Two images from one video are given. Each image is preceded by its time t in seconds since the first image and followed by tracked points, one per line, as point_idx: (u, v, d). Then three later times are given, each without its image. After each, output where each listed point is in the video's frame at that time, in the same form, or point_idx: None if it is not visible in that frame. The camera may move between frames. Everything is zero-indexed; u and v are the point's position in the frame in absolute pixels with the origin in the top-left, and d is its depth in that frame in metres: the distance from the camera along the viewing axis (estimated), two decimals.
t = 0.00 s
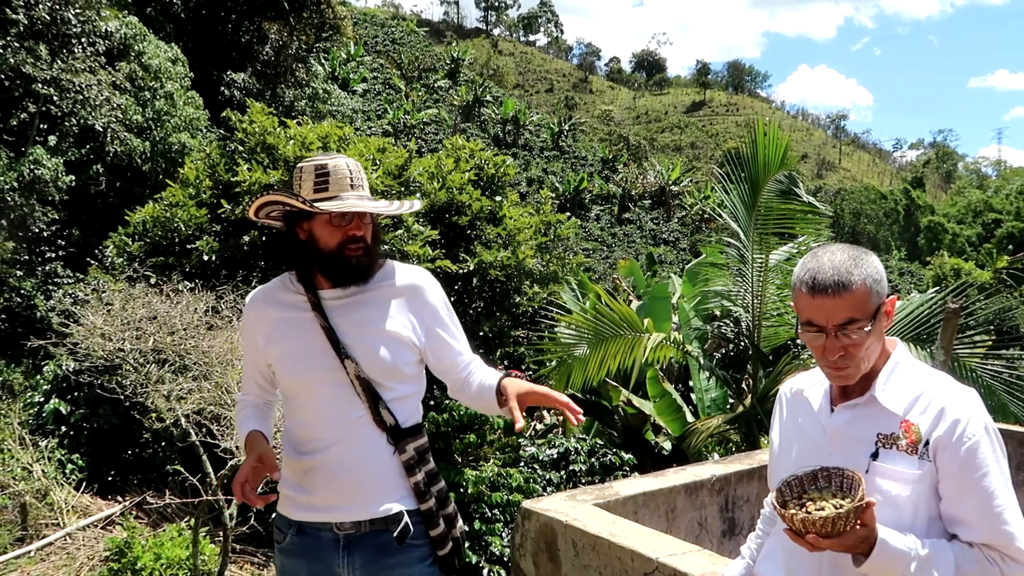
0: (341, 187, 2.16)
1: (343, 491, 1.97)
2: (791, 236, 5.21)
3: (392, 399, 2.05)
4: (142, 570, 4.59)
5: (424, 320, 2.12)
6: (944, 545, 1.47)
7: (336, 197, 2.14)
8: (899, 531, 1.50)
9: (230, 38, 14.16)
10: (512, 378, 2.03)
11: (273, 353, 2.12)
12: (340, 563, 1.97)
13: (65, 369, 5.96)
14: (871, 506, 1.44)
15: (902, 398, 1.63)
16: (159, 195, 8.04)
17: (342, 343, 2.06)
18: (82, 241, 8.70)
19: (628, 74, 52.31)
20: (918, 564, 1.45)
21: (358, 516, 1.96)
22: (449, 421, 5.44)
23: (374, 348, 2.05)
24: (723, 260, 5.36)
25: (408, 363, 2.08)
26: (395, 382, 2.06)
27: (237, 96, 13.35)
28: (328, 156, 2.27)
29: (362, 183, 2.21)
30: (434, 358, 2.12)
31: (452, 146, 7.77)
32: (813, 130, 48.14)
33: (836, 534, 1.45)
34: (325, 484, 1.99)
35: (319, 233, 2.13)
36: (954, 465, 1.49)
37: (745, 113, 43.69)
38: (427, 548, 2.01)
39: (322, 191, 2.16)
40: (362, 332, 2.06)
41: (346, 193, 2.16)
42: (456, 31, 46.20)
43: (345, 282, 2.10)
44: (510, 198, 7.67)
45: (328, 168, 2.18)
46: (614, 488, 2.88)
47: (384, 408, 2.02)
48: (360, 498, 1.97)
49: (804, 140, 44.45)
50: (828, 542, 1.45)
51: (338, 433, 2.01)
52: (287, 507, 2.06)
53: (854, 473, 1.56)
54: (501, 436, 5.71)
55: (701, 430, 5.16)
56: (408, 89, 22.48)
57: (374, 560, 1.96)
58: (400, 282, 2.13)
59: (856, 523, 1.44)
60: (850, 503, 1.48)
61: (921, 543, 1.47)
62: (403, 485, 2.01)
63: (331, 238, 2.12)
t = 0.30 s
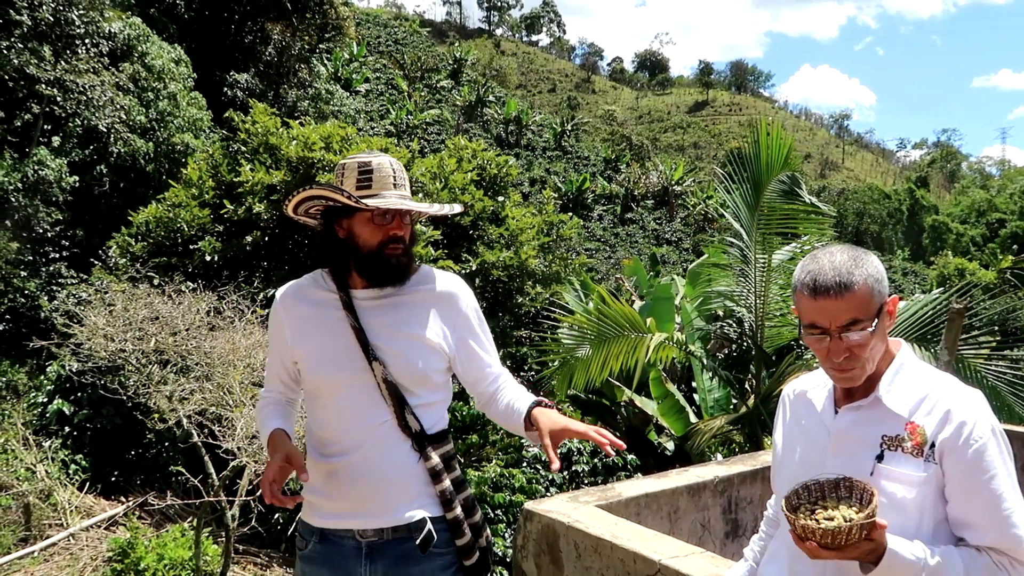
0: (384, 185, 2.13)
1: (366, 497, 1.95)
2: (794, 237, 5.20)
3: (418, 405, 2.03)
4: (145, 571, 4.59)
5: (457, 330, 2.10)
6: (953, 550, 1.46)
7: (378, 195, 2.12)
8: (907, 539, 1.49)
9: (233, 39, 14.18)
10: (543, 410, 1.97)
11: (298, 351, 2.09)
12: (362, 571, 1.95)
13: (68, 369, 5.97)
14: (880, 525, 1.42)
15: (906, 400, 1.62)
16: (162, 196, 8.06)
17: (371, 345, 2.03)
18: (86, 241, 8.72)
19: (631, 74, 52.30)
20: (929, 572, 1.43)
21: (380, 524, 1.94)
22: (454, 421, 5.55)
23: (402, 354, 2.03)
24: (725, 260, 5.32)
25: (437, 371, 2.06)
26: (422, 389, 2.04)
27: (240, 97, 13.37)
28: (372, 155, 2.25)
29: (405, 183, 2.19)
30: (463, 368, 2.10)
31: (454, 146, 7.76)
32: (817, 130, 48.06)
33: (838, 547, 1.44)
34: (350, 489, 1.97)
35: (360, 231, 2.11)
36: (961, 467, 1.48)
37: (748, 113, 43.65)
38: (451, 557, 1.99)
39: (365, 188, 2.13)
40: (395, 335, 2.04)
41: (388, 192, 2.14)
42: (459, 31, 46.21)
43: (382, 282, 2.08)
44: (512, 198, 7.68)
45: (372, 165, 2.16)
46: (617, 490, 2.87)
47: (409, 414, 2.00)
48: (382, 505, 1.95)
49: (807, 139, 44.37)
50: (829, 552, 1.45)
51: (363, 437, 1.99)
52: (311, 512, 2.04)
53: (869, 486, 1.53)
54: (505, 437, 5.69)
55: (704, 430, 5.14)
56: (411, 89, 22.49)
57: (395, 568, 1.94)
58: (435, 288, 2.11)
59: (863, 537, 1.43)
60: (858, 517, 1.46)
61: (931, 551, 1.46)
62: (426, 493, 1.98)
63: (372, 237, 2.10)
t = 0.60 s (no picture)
0: (398, 175, 2.06)
1: (378, 493, 1.93)
2: (788, 231, 5.21)
3: (433, 400, 1.97)
4: (137, 565, 4.57)
5: (478, 319, 2.03)
6: (944, 545, 1.47)
7: (392, 186, 2.05)
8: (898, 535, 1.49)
9: (227, 32, 14.10)
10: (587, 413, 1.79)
11: (313, 342, 2.05)
12: (371, 569, 1.93)
13: (59, 363, 5.93)
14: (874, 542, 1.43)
15: (898, 394, 1.62)
16: (154, 189, 8.01)
17: (386, 337, 1.99)
18: (78, 234, 8.67)
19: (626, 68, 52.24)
20: (920, 569, 1.44)
21: (391, 520, 1.92)
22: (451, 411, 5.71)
23: (418, 346, 1.98)
24: (720, 254, 5.37)
25: (454, 363, 2.00)
26: (439, 381, 1.99)
27: (234, 90, 13.29)
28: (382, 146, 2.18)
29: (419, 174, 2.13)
30: (488, 357, 2.01)
31: (448, 139, 7.74)
32: (811, 125, 48.12)
33: (830, 554, 1.43)
34: (364, 484, 1.95)
35: (373, 222, 2.09)
36: (953, 461, 1.48)
37: (742, 108, 43.67)
38: (463, 558, 1.97)
39: (378, 179, 2.06)
40: (411, 325, 1.99)
41: (402, 182, 2.07)
42: (454, 25, 46.04)
43: (395, 273, 2.04)
44: (506, 192, 7.67)
45: (384, 156, 2.09)
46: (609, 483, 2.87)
47: (423, 409, 1.94)
48: (394, 503, 1.92)
49: (801, 135, 44.41)
50: (816, 558, 1.44)
51: (376, 432, 1.95)
52: (325, 506, 2.03)
53: (866, 496, 1.51)
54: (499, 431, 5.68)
55: (697, 425, 5.12)
56: (405, 84, 22.40)
57: (405, 567, 1.92)
58: (453, 277, 2.04)
59: (855, 545, 1.42)
60: (853, 528, 1.45)
61: (923, 547, 1.46)
62: (440, 490, 1.94)
63: (385, 227, 2.07)
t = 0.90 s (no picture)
0: (410, 195, 2.05)
1: (383, 492, 1.92)
2: (785, 228, 5.22)
3: (439, 402, 1.95)
4: (135, 564, 4.58)
5: (489, 317, 1.99)
6: (940, 544, 1.47)
7: (404, 206, 2.03)
8: (895, 535, 1.49)
9: (224, 30, 14.04)
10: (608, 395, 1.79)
11: (324, 341, 2.06)
12: (376, 565, 1.92)
13: (57, 363, 5.93)
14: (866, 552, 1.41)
15: (893, 392, 1.62)
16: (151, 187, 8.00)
17: (393, 338, 1.98)
18: (76, 234, 8.66)
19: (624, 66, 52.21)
20: (916, 570, 1.44)
21: (395, 520, 1.91)
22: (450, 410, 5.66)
23: (425, 348, 1.96)
24: (719, 252, 5.39)
25: (461, 363, 1.97)
26: (446, 383, 1.97)
27: (231, 88, 13.24)
28: (399, 150, 2.13)
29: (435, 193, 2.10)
30: (504, 354, 1.96)
31: (446, 137, 7.73)
32: (809, 122, 48.13)
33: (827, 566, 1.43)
34: (370, 483, 1.94)
35: (383, 236, 2.01)
36: (947, 459, 1.48)
37: (740, 105, 43.67)
38: (468, 559, 1.93)
39: (390, 195, 2.05)
40: (420, 328, 1.97)
41: (415, 201, 2.05)
42: (451, 22, 45.97)
43: (402, 283, 2.00)
44: (504, 190, 7.67)
45: (399, 170, 2.06)
46: (607, 482, 2.87)
47: (428, 411, 1.93)
48: (399, 503, 1.91)
49: (799, 132, 44.41)
50: (814, 571, 1.45)
51: (383, 432, 1.95)
52: (333, 502, 2.03)
53: (862, 507, 1.50)
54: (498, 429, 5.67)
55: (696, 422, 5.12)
56: (403, 82, 22.35)
57: (408, 566, 1.91)
58: (463, 277, 2.01)
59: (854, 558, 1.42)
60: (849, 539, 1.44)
61: (919, 547, 1.46)
62: (446, 491, 1.93)
63: (395, 242, 1.99)
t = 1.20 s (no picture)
0: (409, 188, 2.04)
1: (376, 491, 1.92)
2: (782, 227, 5.23)
3: (432, 403, 1.94)
4: (131, 563, 4.57)
5: (484, 322, 1.98)
6: (934, 543, 1.47)
7: (402, 198, 2.03)
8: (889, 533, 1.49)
9: (220, 28, 14.10)
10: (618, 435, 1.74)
11: (318, 338, 2.05)
12: (368, 560, 1.92)
13: (52, 361, 5.91)
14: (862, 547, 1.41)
15: (888, 391, 1.62)
16: (146, 186, 7.97)
17: (387, 338, 1.96)
18: (71, 232, 8.63)
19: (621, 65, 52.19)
20: (908, 569, 1.44)
21: (387, 518, 1.91)
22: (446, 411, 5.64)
23: (418, 351, 1.95)
24: (715, 251, 5.39)
25: (454, 367, 1.97)
26: (438, 385, 1.96)
27: (227, 86, 13.20)
28: (401, 145, 2.15)
29: (434, 186, 2.10)
30: (498, 359, 1.97)
31: (442, 136, 7.72)
32: (805, 121, 48.18)
33: (823, 563, 1.43)
34: (363, 482, 1.94)
35: (380, 229, 2.02)
36: (941, 458, 1.48)
37: (737, 104, 43.67)
38: (460, 555, 1.93)
39: (389, 187, 2.04)
40: (415, 329, 1.96)
41: (414, 194, 2.05)
42: (448, 21, 45.88)
43: (398, 280, 1.98)
44: (500, 189, 7.65)
45: (398, 163, 2.07)
46: (602, 480, 2.87)
47: (421, 411, 1.92)
48: (391, 502, 1.91)
49: (796, 131, 44.49)
50: (810, 570, 1.44)
51: (376, 431, 1.94)
52: (326, 498, 2.04)
53: (858, 504, 1.50)
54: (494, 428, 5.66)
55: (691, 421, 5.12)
56: (399, 80, 22.29)
57: (400, 561, 1.91)
58: (460, 279, 1.99)
59: (848, 557, 1.42)
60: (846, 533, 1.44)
61: (912, 546, 1.46)
62: (438, 489, 1.93)
63: (392, 237, 2.00)
